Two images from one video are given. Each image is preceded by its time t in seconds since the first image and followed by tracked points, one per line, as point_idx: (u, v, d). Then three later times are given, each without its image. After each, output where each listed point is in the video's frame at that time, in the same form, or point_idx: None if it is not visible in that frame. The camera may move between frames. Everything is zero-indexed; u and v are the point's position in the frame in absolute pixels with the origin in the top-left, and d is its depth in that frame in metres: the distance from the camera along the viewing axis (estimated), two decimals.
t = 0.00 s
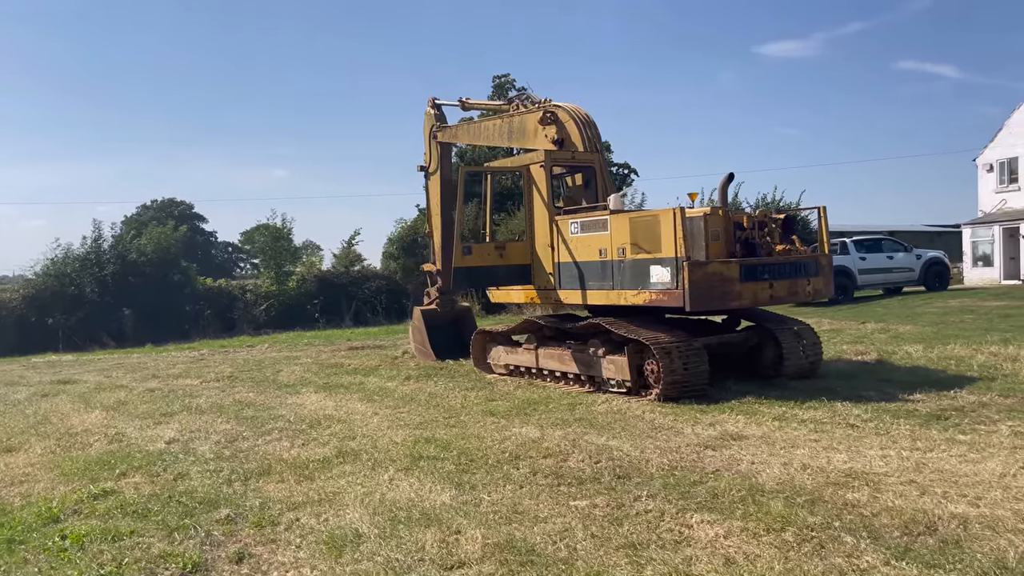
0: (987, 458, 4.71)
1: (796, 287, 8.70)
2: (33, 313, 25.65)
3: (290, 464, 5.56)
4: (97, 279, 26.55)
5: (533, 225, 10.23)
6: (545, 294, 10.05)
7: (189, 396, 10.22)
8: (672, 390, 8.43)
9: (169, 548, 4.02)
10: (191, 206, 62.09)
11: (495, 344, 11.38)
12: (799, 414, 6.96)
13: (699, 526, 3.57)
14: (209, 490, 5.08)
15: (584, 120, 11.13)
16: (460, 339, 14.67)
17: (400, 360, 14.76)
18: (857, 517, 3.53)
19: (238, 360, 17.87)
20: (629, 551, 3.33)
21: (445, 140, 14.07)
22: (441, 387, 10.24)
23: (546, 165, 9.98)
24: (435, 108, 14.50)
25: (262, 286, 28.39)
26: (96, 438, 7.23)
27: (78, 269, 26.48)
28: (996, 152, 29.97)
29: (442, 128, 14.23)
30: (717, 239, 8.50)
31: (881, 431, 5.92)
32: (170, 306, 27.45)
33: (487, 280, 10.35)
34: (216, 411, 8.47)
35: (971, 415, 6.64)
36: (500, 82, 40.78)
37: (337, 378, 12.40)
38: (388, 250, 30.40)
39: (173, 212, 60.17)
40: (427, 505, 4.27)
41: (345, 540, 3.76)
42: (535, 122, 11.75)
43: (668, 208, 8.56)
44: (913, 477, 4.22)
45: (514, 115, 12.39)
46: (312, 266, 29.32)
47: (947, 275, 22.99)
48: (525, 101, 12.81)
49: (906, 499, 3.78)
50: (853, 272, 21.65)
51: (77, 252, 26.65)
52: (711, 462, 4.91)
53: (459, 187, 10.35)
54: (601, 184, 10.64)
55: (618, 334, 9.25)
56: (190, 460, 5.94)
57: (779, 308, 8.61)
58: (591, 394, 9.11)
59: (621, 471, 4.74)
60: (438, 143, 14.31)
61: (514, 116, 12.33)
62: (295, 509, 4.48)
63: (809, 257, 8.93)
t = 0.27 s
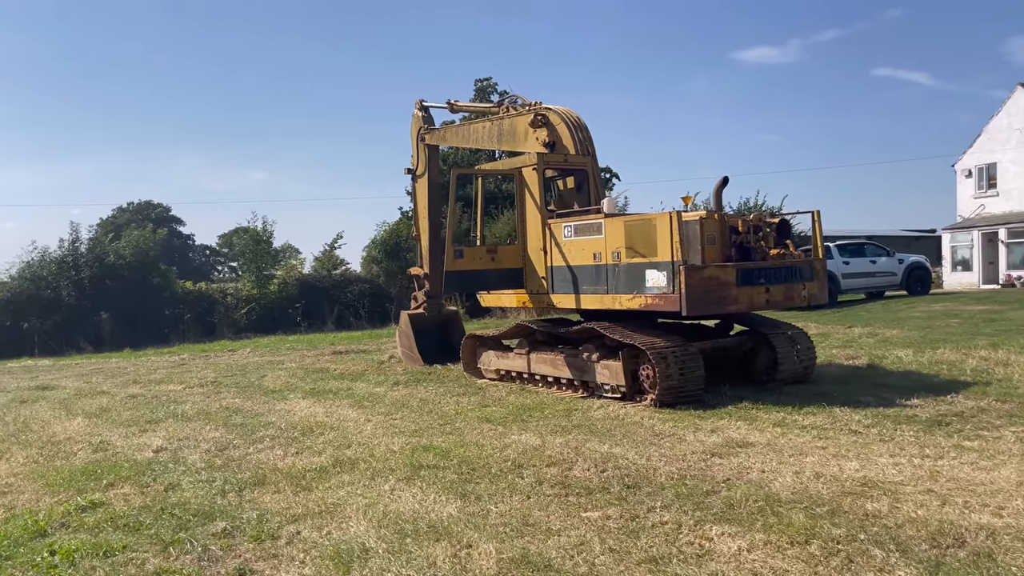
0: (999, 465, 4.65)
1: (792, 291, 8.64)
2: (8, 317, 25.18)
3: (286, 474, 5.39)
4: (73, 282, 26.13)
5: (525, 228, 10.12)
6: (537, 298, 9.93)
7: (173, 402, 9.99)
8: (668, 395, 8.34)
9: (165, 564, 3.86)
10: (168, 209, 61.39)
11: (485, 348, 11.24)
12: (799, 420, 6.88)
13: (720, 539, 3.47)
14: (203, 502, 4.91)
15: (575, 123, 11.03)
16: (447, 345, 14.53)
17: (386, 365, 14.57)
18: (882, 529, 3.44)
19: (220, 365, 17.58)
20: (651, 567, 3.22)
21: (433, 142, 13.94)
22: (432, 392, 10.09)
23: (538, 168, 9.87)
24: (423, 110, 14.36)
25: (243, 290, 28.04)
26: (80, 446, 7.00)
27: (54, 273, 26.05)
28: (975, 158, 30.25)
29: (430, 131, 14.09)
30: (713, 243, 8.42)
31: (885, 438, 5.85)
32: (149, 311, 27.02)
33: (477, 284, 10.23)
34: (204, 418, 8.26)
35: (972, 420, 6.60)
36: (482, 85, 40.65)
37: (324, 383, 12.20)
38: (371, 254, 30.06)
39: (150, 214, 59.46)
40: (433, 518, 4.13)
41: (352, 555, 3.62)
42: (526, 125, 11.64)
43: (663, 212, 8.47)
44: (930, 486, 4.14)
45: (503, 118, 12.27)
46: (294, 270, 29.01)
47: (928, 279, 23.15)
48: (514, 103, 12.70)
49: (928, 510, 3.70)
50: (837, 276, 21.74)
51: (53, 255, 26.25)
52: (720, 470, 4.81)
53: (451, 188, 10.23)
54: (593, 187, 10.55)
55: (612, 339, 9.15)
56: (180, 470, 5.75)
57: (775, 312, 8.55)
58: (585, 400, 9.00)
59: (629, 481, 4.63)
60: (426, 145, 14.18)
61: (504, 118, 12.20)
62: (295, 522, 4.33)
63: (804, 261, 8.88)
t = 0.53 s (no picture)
0: (1016, 472, 4.56)
1: (788, 295, 8.56)
2: None
3: (280, 484, 5.20)
4: (49, 286, 25.59)
5: (517, 231, 9.98)
6: (529, 303, 9.79)
7: (156, 409, 9.73)
8: (664, 400, 8.22)
9: None
10: (145, 213, 60.69)
11: (475, 354, 11.08)
12: (800, 426, 6.79)
13: (743, 551, 3.34)
14: (194, 514, 4.70)
15: (567, 125, 10.92)
16: (435, 350, 14.27)
17: (372, 370, 14.35)
18: (910, 540, 3.32)
19: (201, 371, 17.27)
20: None
21: (421, 145, 13.77)
22: (422, 398, 9.90)
23: (531, 170, 9.74)
24: (410, 112, 14.20)
25: (223, 295, 27.65)
26: (61, 455, 6.75)
27: (29, 277, 25.44)
28: (955, 163, 30.54)
29: (417, 133, 13.92)
30: (710, 246, 8.33)
31: (893, 444, 5.75)
32: (126, 315, 26.58)
33: (468, 288, 10.03)
34: (189, 426, 8.02)
35: (975, 425, 6.53)
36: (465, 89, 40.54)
37: (310, 389, 11.98)
38: (353, 258, 29.45)
39: (126, 219, 58.75)
40: (440, 530, 3.97)
41: (358, 570, 3.47)
42: (516, 127, 11.51)
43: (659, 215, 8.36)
44: (950, 494, 4.04)
45: (493, 120, 12.13)
46: (275, 274, 28.65)
47: (912, 284, 23.27)
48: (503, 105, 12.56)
49: (954, 519, 3.59)
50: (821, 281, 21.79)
51: (28, 259, 25.65)
52: (731, 478, 4.68)
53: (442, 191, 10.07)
54: (584, 190, 10.43)
55: (607, 343, 9.03)
56: (168, 480, 5.53)
57: (772, 317, 8.46)
58: (579, 406, 8.86)
59: (639, 490, 4.49)
60: (413, 147, 14.01)
61: (493, 120, 12.06)
62: (293, 534, 4.15)
63: (800, 265, 8.80)
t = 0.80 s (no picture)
0: None
1: (787, 301, 8.48)
2: None
3: (278, 498, 5.04)
4: (27, 292, 25.17)
5: (511, 236, 9.86)
6: (523, 309, 9.67)
7: (142, 418, 9.50)
8: (663, 408, 8.12)
9: None
10: (124, 218, 60.00)
11: (467, 361, 10.93)
12: (803, 434, 6.70)
13: (771, 569, 3.23)
14: (191, 530, 4.53)
15: (560, 130, 10.82)
16: (424, 357, 14.12)
17: (360, 377, 14.16)
18: (941, 556, 3.23)
19: (184, 379, 16.97)
20: None
21: (410, 149, 13.63)
22: (414, 406, 9.74)
23: (525, 174, 9.62)
24: (400, 117, 14.05)
25: (205, 301, 27.30)
26: (47, 467, 6.52)
27: (7, 282, 25.03)
28: (937, 170, 30.78)
29: (407, 137, 13.77)
30: (708, 252, 8.24)
31: (901, 452, 5.68)
32: (106, 322, 26.18)
33: (462, 293, 9.91)
34: (179, 436, 7.81)
35: (979, 433, 6.48)
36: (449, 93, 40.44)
37: (298, 397, 11.77)
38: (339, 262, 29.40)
39: (105, 224, 58.06)
40: (451, 546, 3.83)
41: None
42: (508, 132, 11.39)
43: (657, 220, 8.27)
44: (973, 506, 3.95)
45: (484, 124, 12.00)
46: (258, 280, 28.33)
47: (897, 289, 23.39)
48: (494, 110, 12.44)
49: (983, 533, 3.50)
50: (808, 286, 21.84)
51: (6, 264, 25.26)
52: (744, 489, 4.58)
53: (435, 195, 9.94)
54: (578, 195, 10.33)
55: (603, 350, 8.92)
56: (161, 494, 5.35)
57: (770, 323, 8.38)
58: (575, 413, 8.74)
59: (652, 502, 4.36)
60: (402, 151, 13.86)
61: (485, 125, 11.94)
62: (297, 552, 3.99)
63: (797, 270, 8.73)
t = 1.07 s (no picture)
0: None
1: (784, 304, 8.42)
2: None
3: (278, 508, 4.89)
4: (5, 298, 24.74)
5: (505, 240, 9.75)
6: (517, 313, 9.56)
7: (129, 426, 9.29)
8: (661, 413, 8.05)
9: None
10: (100, 222, 59.24)
11: (460, 365, 10.81)
12: (806, 438, 6.65)
13: None
14: (190, 543, 4.39)
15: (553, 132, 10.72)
16: (413, 361, 13.98)
17: (349, 383, 13.98)
18: (973, 566, 3.16)
19: (168, 385, 16.70)
20: None
21: (399, 152, 13.50)
22: (407, 412, 9.61)
23: (519, 177, 9.52)
24: (389, 119, 13.91)
25: (187, 306, 26.94)
26: (33, 478, 6.31)
27: None
28: (918, 173, 31.02)
29: (396, 140, 13.63)
30: (705, 255, 8.18)
31: (908, 456, 5.62)
32: (86, 327, 25.76)
33: (456, 297, 9.83)
34: (169, 444, 7.62)
35: (982, 436, 6.46)
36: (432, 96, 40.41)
37: (287, 403, 11.58)
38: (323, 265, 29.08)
39: (81, 228, 57.31)
40: (464, 559, 3.71)
41: None
42: (500, 134, 11.29)
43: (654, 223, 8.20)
44: (995, 512, 3.90)
45: (474, 126, 11.90)
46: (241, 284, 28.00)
47: (881, 292, 23.51)
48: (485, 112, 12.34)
49: (1011, 541, 3.44)
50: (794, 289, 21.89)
51: None
52: (758, 495, 4.50)
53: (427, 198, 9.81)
54: (572, 198, 10.23)
55: (599, 354, 8.82)
56: (156, 505, 5.18)
57: (768, 326, 8.32)
58: (572, 418, 8.64)
59: (666, 510, 4.27)
60: (391, 154, 13.72)
61: (475, 127, 11.83)
62: (304, 565, 3.86)
63: (794, 273, 8.68)
